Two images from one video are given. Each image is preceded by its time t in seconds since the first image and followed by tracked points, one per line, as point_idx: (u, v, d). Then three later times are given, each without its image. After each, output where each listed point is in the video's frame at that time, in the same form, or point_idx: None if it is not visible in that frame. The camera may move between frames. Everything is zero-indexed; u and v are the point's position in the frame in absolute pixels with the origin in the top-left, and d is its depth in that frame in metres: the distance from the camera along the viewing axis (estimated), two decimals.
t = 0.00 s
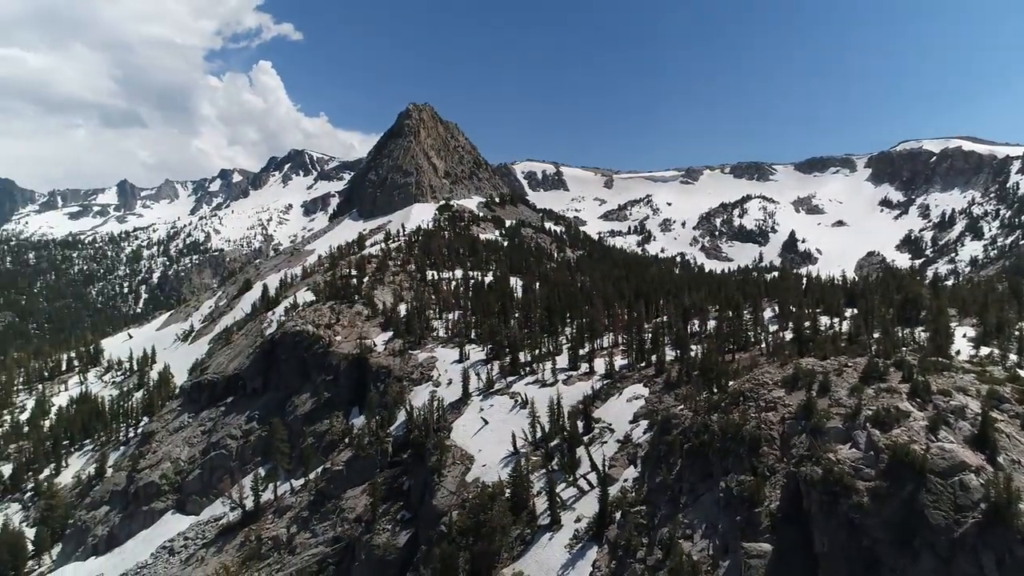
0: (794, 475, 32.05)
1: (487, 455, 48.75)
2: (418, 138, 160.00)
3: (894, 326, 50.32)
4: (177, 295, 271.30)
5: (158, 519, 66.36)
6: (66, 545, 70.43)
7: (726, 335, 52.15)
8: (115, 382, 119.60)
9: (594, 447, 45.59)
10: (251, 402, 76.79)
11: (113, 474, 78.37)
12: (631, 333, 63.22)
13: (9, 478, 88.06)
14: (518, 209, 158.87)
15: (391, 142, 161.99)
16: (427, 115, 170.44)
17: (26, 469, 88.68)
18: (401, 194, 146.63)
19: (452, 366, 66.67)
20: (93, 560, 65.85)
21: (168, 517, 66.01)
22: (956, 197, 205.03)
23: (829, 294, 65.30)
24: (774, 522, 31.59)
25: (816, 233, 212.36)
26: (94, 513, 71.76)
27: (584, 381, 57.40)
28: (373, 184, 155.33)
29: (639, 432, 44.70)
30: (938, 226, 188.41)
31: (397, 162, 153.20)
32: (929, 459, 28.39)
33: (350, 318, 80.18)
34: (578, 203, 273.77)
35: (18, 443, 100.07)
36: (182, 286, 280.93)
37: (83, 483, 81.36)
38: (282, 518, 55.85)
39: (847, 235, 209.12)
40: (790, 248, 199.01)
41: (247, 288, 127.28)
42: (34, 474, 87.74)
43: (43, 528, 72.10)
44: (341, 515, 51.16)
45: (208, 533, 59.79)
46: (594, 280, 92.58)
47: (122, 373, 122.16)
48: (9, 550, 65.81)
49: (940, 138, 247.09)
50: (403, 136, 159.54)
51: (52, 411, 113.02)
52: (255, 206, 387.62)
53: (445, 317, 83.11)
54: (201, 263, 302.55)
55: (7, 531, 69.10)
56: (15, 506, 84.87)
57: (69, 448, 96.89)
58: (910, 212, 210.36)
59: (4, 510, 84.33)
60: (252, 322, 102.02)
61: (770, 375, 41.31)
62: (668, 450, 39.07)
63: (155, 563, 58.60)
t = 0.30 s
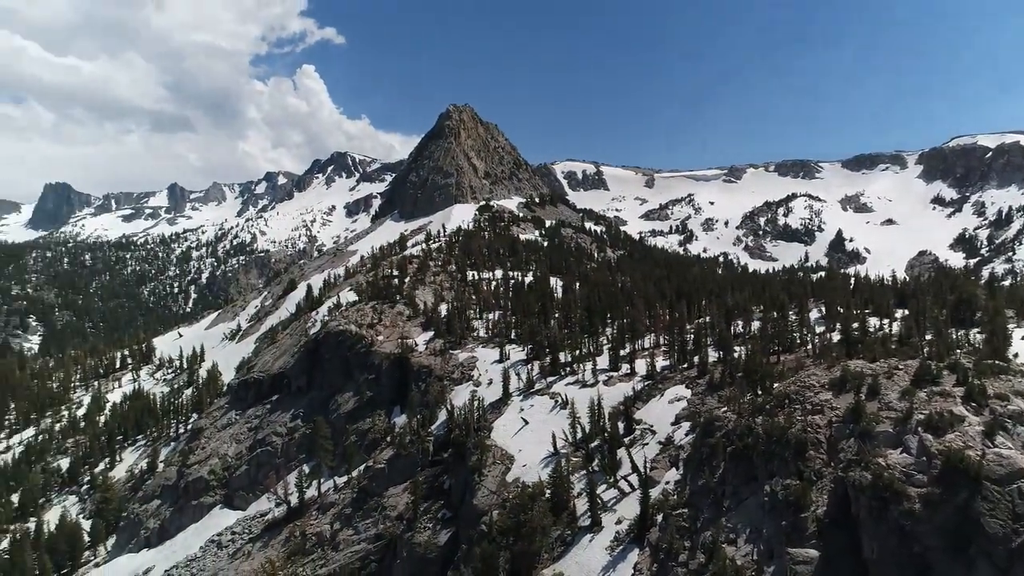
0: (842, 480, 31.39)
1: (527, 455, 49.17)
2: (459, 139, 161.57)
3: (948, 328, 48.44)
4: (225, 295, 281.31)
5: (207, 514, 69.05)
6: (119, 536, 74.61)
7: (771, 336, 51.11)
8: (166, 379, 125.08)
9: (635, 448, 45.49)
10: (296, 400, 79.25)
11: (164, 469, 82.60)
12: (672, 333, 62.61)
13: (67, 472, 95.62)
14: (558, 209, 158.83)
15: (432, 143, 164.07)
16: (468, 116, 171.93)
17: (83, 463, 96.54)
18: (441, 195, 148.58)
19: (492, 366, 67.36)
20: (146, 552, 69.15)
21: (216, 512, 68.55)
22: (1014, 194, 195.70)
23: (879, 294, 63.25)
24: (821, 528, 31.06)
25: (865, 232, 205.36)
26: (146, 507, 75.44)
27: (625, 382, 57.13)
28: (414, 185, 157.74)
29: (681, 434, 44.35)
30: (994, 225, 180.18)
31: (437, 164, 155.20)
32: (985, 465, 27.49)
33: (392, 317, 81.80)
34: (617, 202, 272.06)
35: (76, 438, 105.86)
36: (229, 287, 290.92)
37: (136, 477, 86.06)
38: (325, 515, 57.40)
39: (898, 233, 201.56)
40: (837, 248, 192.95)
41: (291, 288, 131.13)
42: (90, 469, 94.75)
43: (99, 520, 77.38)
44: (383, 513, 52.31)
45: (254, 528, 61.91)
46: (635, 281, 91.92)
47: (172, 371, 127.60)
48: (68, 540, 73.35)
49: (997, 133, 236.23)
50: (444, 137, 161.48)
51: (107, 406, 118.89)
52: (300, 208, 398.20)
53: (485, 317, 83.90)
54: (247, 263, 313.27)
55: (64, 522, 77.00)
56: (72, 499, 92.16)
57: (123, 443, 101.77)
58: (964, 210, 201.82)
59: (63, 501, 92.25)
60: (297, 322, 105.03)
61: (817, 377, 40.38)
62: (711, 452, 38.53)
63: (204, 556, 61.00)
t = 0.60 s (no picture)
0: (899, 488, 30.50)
1: (572, 457, 49.32)
2: (505, 140, 162.77)
3: (1014, 331, 46.25)
4: (277, 295, 291.16)
5: (259, 509, 72.03)
6: (176, 529, 78.44)
7: (824, 338, 49.81)
8: (220, 377, 130.36)
9: (682, 451, 45.04)
10: (345, 398, 81.56)
11: (219, 464, 86.44)
12: (721, 335, 61.70)
13: (128, 467, 102.58)
14: (604, 209, 158.09)
15: (478, 145, 165.77)
16: (513, 117, 172.87)
17: (142, 458, 102.14)
18: (487, 196, 150.01)
19: (537, 366, 67.81)
20: (202, 544, 72.21)
21: (267, 507, 71.41)
22: None
23: (938, 295, 60.80)
24: (877, 536, 30.27)
25: (925, 230, 196.52)
26: (201, 501, 79.15)
27: (672, 384, 56.60)
28: (460, 186, 159.60)
29: (730, 438, 43.70)
30: None
31: (483, 165, 156.76)
32: None
33: (438, 318, 83.29)
34: (663, 202, 268.45)
35: (136, 433, 111.44)
36: (280, 287, 300.20)
37: (191, 472, 90.57)
38: (373, 512, 58.89)
39: (962, 231, 192.18)
40: (894, 247, 185.38)
41: (340, 288, 134.81)
42: (148, 463, 99.74)
43: (158, 513, 82.16)
44: (430, 511, 53.38)
45: (304, 523, 64.00)
46: (683, 281, 90.78)
47: (226, 369, 132.88)
48: (128, 531, 78.83)
49: None
50: (490, 138, 162.89)
51: (165, 403, 124.62)
52: (348, 210, 408.02)
53: (530, 317, 84.43)
54: (299, 264, 323.64)
55: (126, 513, 82.43)
56: (131, 491, 97.08)
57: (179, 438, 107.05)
58: None
59: (123, 493, 97.22)
60: (346, 322, 107.74)
61: (872, 380, 39.22)
62: (761, 457, 37.81)
63: (256, 550, 63.34)
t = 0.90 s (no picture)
0: (961, 496, 29.57)
1: (619, 458, 49.37)
2: (551, 140, 162.98)
3: None
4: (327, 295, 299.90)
5: (310, 505, 74.59)
6: (231, 523, 82.06)
7: (881, 339, 48.30)
8: (273, 375, 135.36)
9: (731, 454, 44.47)
10: (393, 397, 83.60)
11: (271, 461, 89.96)
12: (772, 336, 60.54)
13: (185, 461, 107.96)
14: (651, 208, 156.46)
15: (524, 145, 166.51)
16: (559, 117, 172.80)
17: (199, 453, 107.07)
18: (533, 196, 150.66)
19: (584, 367, 68.03)
20: (255, 538, 75.18)
21: (317, 503, 73.87)
22: None
23: (1005, 296, 58.10)
24: (937, 546, 29.38)
25: (990, 228, 186.96)
26: (254, 496, 82.47)
27: (721, 386, 55.85)
28: (506, 187, 160.91)
29: (781, 442, 42.95)
30: None
31: (529, 165, 157.47)
32: None
33: (485, 318, 84.41)
34: (711, 200, 263.49)
35: (193, 429, 116.73)
36: (329, 287, 308.62)
37: (245, 468, 94.84)
38: (421, 510, 60.28)
39: None
40: (956, 246, 177.05)
41: (388, 288, 137.94)
42: (205, 458, 104.61)
43: (214, 507, 86.54)
44: (476, 511, 54.33)
45: (354, 520, 65.96)
46: (732, 281, 89.20)
47: (278, 368, 137.81)
48: (185, 525, 83.22)
49: None
50: (536, 138, 163.37)
51: (220, 401, 129.95)
52: (396, 211, 415.95)
53: (577, 318, 84.57)
54: (348, 265, 332.54)
55: (183, 506, 87.15)
56: (189, 485, 102.04)
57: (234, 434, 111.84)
58: None
59: (181, 487, 102.15)
60: (394, 322, 110.18)
61: (932, 384, 37.92)
62: (813, 461, 36.94)
63: (307, 544, 65.63)
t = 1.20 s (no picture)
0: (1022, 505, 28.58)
1: (662, 460, 49.27)
2: (593, 140, 162.35)
3: None
4: (372, 295, 306.55)
5: (354, 501, 76.70)
6: (278, 519, 84.96)
7: (936, 341, 46.78)
8: (319, 374, 139.32)
9: (778, 458, 43.81)
10: (436, 396, 85.12)
11: (316, 458, 92.82)
12: (821, 338, 59.24)
13: (234, 457, 112.13)
14: (695, 208, 154.31)
15: (566, 145, 166.36)
16: (601, 116, 171.85)
17: (248, 449, 111.20)
18: (576, 196, 150.53)
19: (626, 368, 67.92)
20: (301, 533, 77.71)
21: (361, 500, 75.86)
22: None
23: None
24: (997, 557, 28.39)
25: None
26: (300, 493, 85.17)
27: (768, 389, 54.95)
28: (548, 187, 161.28)
29: (830, 446, 42.16)
30: None
31: (571, 165, 157.32)
32: None
33: (527, 318, 85.07)
34: (758, 199, 257.72)
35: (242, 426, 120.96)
36: (374, 287, 315.29)
37: (292, 464, 98.20)
38: (463, 509, 61.33)
39: None
40: (1018, 245, 169.22)
41: (431, 289, 140.20)
42: (254, 454, 108.65)
43: (262, 502, 90.37)
44: (518, 511, 54.96)
45: (397, 517, 67.57)
46: (779, 281, 87.48)
47: (324, 366, 141.67)
48: (235, 519, 87.11)
49: None
50: (579, 138, 163.01)
51: (268, 398, 134.32)
52: (439, 212, 421.33)
53: (619, 318, 84.32)
54: (392, 266, 339.22)
55: (233, 501, 91.41)
56: (238, 480, 106.16)
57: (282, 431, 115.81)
58: None
59: (230, 482, 106.16)
60: (436, 322, 111.99)
61: (991, 388, 36.64)
62: (863, 466, 36.00)
63: (352, 541, 67.56)
